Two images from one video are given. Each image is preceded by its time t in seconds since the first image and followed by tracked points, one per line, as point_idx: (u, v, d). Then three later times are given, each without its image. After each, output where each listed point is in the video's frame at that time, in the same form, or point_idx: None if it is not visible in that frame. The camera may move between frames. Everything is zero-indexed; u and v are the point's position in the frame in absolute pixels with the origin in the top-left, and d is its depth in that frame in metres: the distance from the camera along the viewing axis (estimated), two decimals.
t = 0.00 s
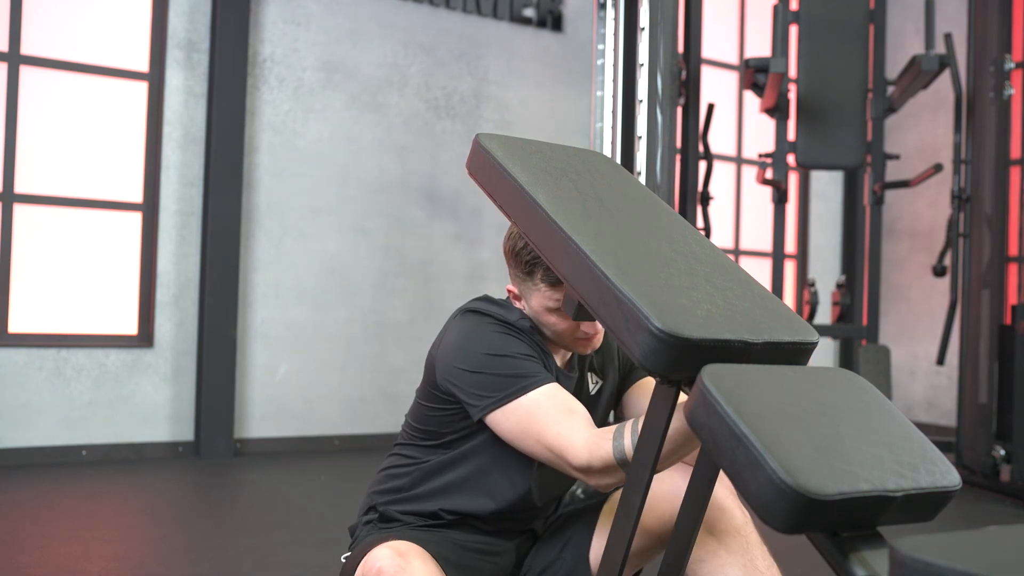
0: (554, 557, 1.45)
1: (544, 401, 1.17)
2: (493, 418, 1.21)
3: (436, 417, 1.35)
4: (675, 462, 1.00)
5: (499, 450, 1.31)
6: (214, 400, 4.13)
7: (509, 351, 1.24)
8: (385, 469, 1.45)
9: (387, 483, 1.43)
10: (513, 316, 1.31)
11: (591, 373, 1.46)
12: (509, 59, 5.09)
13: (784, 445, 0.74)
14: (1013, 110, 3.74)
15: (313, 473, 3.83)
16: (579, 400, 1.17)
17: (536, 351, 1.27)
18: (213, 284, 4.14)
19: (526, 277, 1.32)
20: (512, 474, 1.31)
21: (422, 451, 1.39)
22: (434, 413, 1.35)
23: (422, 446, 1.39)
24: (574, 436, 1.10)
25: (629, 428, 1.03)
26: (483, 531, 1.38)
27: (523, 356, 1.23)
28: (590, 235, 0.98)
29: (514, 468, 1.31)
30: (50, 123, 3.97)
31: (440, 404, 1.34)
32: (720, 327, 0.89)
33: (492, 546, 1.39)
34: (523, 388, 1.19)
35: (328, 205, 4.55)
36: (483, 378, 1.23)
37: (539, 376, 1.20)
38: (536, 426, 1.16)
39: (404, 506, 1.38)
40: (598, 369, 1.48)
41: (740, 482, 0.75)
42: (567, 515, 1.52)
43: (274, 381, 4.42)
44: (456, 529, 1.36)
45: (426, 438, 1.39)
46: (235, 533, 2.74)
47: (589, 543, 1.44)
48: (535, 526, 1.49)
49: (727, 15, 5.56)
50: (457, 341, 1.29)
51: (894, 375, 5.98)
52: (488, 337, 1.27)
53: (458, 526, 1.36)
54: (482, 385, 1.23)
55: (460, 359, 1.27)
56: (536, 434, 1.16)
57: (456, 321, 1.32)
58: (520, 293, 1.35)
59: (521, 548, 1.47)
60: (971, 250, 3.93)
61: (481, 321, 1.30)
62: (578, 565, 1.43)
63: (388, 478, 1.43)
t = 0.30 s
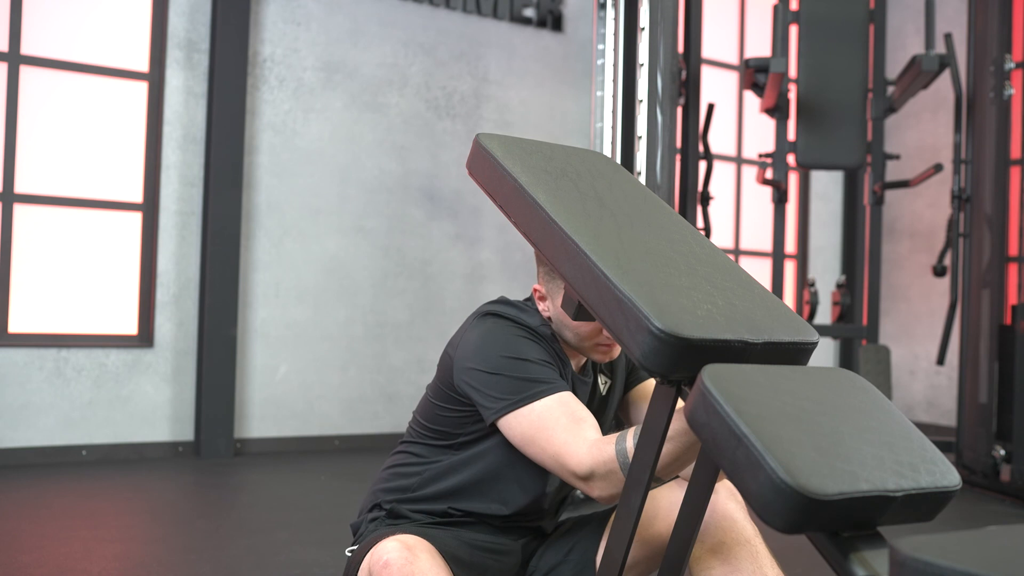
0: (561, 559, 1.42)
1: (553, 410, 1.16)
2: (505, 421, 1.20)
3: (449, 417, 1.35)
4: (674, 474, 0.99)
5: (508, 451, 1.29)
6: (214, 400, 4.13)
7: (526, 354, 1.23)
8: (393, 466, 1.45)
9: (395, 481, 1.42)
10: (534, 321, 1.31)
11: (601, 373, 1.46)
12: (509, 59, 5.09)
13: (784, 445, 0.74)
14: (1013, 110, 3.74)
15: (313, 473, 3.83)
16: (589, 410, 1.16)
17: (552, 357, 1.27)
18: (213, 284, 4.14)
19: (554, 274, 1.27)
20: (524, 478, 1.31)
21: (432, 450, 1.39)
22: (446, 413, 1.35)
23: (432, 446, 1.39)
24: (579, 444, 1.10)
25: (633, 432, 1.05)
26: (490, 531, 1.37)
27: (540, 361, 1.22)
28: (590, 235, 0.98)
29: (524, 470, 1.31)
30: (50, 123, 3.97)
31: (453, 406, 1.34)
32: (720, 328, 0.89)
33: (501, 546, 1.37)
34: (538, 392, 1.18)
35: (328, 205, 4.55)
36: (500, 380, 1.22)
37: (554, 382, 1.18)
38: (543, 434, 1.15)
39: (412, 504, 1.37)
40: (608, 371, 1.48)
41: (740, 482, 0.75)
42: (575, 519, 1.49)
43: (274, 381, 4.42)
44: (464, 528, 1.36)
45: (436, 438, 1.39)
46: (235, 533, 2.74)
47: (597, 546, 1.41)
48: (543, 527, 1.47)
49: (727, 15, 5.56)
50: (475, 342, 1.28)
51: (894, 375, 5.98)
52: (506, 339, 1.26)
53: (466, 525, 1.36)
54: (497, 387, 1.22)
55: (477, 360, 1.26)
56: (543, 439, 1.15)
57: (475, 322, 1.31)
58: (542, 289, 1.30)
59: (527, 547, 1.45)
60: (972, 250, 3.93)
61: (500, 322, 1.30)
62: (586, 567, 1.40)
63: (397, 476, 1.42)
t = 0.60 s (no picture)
0: (563, 561, 1.42)
1: (555, 408, 1.15)
2: (510, 418, 1.19)
3: (453, 416, 1.35)
4: (672, 477, 0.99)
5: (514, 449, 1.30)
6: (214, 400, 4.13)
7: (535, 352, 1.23)
8: (395, 466, 1.44)
9: (397, 482, 1.42)
10: (544, 320, 1.31)
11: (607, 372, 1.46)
12: (509, 59, 5.09)
13: (784, 446, 0.74)
14: (1013, 110, 3.74)
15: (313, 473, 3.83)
16: (590, 408, 1.16)
17: (560, 356, 1.27)
18: (213, 284, 4.14)
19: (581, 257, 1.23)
20: (528, 477, 1.32)
21: (436, 450, 1.39)
22: (450, 411, 1.35)
23: (436, 445, 1.39)
24: (581, 442, 1.10)
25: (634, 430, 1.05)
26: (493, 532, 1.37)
27: (548, 359, 1.22)
28: (590, 235, 0.98)
29: (530, 469, 1.31)
30: (50, 123, 3.97)
31: (457, 403, 1.33)
32: (721, 328, 0.89)
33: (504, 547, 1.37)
34: (545, 387, 1.17)
35: (328, 205, 4.55)
36: (507, 376, 1.21)
37: (560, 379, 1.18)
38: (545, 431, 1.15)
39: (416, 505, 1.37)
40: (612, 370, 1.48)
41: (741, 482, 0.75)
42: (577, 520, 1.50)
43: (274, 381, 4.42)
44: (467, 528, 1.35)
45: (439, 437, 1.39)
46: (236, 533, 2.74)
47: (599, 548, 1.42)
48: (546, 528, 1.47)
49: (727, 15, 5.56)
50: (484, 337, 1.28)
51: (894, 375, 5.98)
52: (515, 337, 1.26)
53: (468, 525, 1.36)
54: (504, 383, 1.21)
55: (485, 355, 1.25)
56: (545, 437, 1.14)
57: (483, 317, 1.31)
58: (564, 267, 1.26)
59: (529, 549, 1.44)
60: (971, 250, 3.93)
61: (508, 318, 1.29)
62: (588, 569, 1.41)
63: (399, 476, 1.42)
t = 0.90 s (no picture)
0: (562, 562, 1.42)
1: (553, 407, 1.15)
2: (509, 416, 1.19)
3: (452, 415, 1.35)
4: (670, 476, 0.99)
5: (514, 449, 1.30)
6: (214, 400, 4.13)
7: (535, 350, 1.23)
8: (394, 466, 1.44)
9: (397, 482, 1.42)
10: (543, 318, 1.32)
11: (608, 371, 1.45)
12: (509, 59, 5.09)
13: (784, 446, 0.74)
14: (1013, 110, 3.74)
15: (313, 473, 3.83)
16: (587, 406, 1.16)
17: (559, 353, 1.27)
18: (213, 284, 4.14)
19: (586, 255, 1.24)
20: (528, 477, 1.32)
21: (436, 450, 1.39)
22: (450, 411, 1.35)
23: (435, 445, 1.39)
24: (576, 442, 1.10)
25: (629, 432, 1.05)
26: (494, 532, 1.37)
27: (548, 357, 1.22)
28: (590, 235, 0.98)
29: (530, 468, 1.31)
30: (50, 123, 3.97)
31: (457, 401, 1.33)
32: (721, 328, 0.89)
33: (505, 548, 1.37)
34: (544, 385, 1.17)
35: (328, 205, 4.55)
36: (507, 374, 1.21)
37: (559, 377, 1.18)
38: (542, 431, 1.15)
39: (417, 505, 1.37)
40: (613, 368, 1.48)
41: (741, 483, 0.75)
42: (577, 520, 1.50)
43: (274, 381, 4.42)
44: (467, 529, 1.36)
45: (439, 437, 1.39)
46: (235, 533, 2.74)
47: (599, 548, 1.42)
48: (546, 529, 1.47)
49: (727, 15, 5.56)
50: (484, 335, 1.28)
51: (894, 375, 5.98)
52: (514, 335, 1.26)
53: (469, 526, 1.36)
54: (504, 381, 1.21)
55: (485, 354, 1.25)
56: (543, 436, 1.15)
57: (483, 315, 1.31)
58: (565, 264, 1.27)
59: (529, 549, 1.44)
60: (971, 250, 3.93)
61: (507, 317, 1.29)
62: (588, 570, 1.41)
63: (399, 476, 1.42)
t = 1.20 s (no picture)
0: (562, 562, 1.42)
1: (552, 409, 1.15)
2: (508, 418, 1.19)
3: (452, 416, 1.35)
4: (670, 479, 0.99)
5: (514, 450, 1.30)
6: (214, 400, 4.13)
7: (534, 352, 1.23)
8: (394, 467, 1.44)
9: (397, 482, 1.42)
10: (543, 319, 1.32)
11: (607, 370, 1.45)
12: (509, 59, 5.09)
13: (784, 446, 0.74)
14: (1013, 110, 3.74)
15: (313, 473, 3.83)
16: (587, 408, 1.16)
17: (559, 355, 1.27)
18: (213, 284, 4.14)
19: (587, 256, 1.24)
20: (529, 477, 1.32)
21: (435, 450, 1.39)
22: (449, 412, 1.35)
23: (434, 446, 1.39)
24: (576, 445, 1.10)
25: (629, 434, 1.05)
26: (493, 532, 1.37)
27: (547, 359, 1.22)
28: (590, 235, 0.98)
29: (530, 468, 1.31)
30: (50, 123, 3.97)
31: (456, 403, 1.34)
32: (721, 328, 0.89)
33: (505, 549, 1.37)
34: (544, 387, 1.17)
35: (328, 205, 4.55)
36: (506, 376, 1.21)
37: (558, 379, 1.18)
38: (542, 433, 1.15)
39: (417, 505, 1.37)
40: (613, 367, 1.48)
41: (742, 483, 0.75)
42: (577, 520, 1.50)
43: (274, 381, 4.42)
44: (467, 529, 1.36)
45: (438, 438, 1.39)
46: (235, 533, 2.74)
47: (599, 548, 1.42)
48: (546, 529, 1.47)
49: (727, 15, 5.56)
50: (483, 336, 1.28)
51: (894, 375, 5.98)
52: (514, 336, 1.26)
53: (468, 526, 1.36)
54: (503, 383, 1.21)
55: (484, 355, 1.25)
56: (542, 438, 1.15)
57: (482, 316, 1.31)
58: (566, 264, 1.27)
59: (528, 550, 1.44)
60: (971, 250, 3.93)
61: (507, 318, 1.29)
62: (588, 570, 1.41)
63: (399, 477, 1.42)
